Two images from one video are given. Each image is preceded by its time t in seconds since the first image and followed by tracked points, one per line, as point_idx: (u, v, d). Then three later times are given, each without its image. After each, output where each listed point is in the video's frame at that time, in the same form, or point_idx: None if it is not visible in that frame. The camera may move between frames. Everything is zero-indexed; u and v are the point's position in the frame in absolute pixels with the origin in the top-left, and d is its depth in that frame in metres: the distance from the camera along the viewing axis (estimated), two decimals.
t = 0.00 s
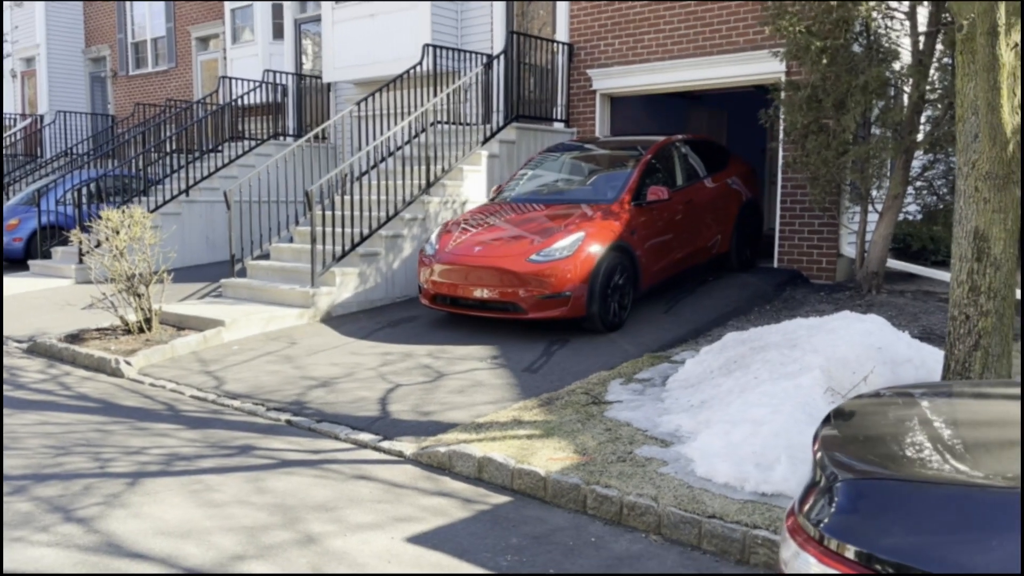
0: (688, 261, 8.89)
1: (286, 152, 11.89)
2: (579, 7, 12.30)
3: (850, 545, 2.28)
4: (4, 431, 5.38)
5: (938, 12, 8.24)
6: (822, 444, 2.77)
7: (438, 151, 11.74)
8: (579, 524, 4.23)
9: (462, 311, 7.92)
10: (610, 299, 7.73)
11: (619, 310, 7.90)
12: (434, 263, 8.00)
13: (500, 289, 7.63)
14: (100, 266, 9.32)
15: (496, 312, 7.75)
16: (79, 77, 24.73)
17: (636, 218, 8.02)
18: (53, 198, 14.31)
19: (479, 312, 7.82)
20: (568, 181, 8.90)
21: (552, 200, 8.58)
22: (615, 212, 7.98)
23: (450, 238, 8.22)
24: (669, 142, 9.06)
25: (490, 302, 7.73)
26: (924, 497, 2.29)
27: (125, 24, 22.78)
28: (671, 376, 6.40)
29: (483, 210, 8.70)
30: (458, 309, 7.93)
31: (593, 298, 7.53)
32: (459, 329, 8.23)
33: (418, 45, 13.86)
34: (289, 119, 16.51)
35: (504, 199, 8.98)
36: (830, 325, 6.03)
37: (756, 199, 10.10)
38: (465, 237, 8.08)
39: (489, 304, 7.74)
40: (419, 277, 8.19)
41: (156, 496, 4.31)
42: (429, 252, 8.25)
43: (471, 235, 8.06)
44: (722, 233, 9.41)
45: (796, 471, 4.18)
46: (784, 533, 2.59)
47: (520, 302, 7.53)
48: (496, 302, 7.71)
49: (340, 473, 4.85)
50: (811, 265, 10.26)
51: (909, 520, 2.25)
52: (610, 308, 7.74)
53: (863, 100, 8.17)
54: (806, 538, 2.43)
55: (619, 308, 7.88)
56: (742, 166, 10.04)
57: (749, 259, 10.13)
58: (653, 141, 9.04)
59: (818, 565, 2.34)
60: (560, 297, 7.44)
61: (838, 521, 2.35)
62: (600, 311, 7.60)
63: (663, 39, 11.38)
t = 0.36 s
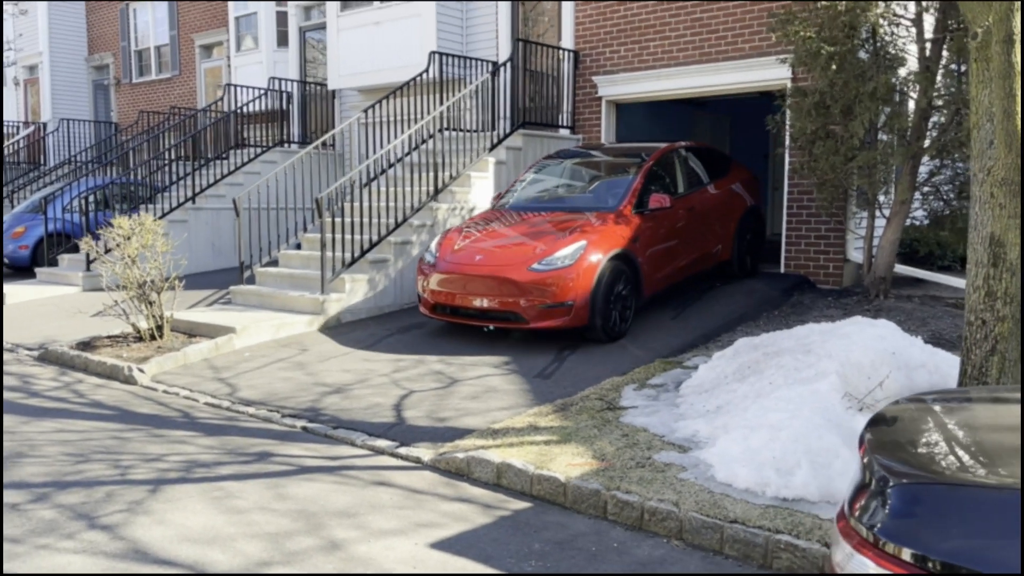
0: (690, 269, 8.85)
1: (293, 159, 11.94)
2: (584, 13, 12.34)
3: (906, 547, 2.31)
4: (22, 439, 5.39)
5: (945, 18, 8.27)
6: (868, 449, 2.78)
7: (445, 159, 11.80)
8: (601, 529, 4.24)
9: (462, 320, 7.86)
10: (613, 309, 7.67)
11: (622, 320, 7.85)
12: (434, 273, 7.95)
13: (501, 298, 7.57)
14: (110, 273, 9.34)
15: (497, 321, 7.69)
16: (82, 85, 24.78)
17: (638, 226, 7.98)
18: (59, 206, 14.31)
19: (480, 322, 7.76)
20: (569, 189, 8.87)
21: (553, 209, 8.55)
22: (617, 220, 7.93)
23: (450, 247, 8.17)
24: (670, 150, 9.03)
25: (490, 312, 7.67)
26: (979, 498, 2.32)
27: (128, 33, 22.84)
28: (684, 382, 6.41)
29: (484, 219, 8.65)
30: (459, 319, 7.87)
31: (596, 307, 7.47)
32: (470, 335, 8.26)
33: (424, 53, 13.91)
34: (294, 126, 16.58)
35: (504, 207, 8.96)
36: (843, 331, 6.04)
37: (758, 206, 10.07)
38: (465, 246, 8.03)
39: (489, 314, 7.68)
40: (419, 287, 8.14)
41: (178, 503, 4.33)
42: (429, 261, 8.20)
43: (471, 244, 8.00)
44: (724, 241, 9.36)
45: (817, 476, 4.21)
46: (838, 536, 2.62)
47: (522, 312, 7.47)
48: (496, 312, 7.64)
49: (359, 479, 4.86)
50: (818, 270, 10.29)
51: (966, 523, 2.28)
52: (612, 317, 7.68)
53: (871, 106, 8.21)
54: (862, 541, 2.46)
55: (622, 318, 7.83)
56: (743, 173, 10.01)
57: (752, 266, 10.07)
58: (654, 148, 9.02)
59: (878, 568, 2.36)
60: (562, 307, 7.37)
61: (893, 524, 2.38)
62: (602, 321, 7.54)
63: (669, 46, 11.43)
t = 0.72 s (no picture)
0: (697, 280, 8.68)
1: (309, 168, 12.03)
2: (596, 21, 12.37)
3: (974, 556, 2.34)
4: (50, 447, 5.44)
5: (963, 25, 8.24)
6: (922, 456, 2.72)
7: (460, 166, 11.85)
8: (629, 537, 4.24)
9: (464, 332, 7.67)
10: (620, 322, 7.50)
11: (629, 334, 7.68)
12: (436, 283, 7.77)
13: (504, 310, 7.38)
14: (130, 281, 9.41)
15: (500, 334, 7.50)
16: (95, 94, 24.98)
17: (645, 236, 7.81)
18: (76, 214, 14.40)
19: (483, 335, 7.57)
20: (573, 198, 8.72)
21: (557, 218, 8.39)
22: (624, 230, 7.77)
23: (452, 258, 7.99)
24: (677, 159, 8.87)
25: (493, 324, 7.48)
26: None
27: (141, 42, 23.01)
28: (705, 390, 6.40)
29: (486, 229, 8.48)
30: (461, 331, 7.69)
31: (603, 320, 7.29)
32: (488, 343, 8.27)
33: (437, 61, 13.97)
34: (308, 135, 16.66)
35: (507, 216, 8.81)
36: (866, 338, 6.03)
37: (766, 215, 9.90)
38: (468, 256, 7.86)
39: (493, 326, 7.49)
40: (421, 298, 7.96)
41: (208, 510, 4.35)
42: (431, 271, 8.02)
43: (474, 254, 7.82)
44: (732, 251, 9.18)
45: (847, 484, 4.22)
46: (897, 539, 2.65)
47: (526, 324, 7.28)
48: (499, 324, 7.46)
49: (385, 486, 4.87)
50: (834, 277, 10.27)
51: None
52: (619, 330, 7.51)
53: (889, 113, 8.18)
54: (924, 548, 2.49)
55: (629, 331, 7.67)
56: (751, 182, 9.85)
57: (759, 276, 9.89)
58: (661, 156, 8.88)
59: None
60: (568, 319, 7.19)
61: (959, 533, 2.39)
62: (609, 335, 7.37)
63: (682, 54, 11.45)
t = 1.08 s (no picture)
0: (701, 291, 8.43)
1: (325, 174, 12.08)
2: (611, 26, 12.36)
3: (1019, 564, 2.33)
4: (73, 451, 5.48)
5: (981, 29, 8.16)
6: (966, 463, 2.69)
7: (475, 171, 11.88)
8: (652, 543, 4.23)
9: (460, 344, 7.45)
10: (621, 335, 7.26)
11: (630, 346, 7.44)
12: (432, 293, 7.56)
13: (500, 322, 7.15)
14: (149, 286, 9.47)
15: (498, 346, 7.26)
16: (110, 100, 25.16)
17: (646, 245, 7.58)
18: (93, 219, 14.50)
19: (479, 347, 7.33)
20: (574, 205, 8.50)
21: (557, 226, 8.17)
22: (625, 239, 7.54)
23: (448, 268, 7.76)
24: (680, 165, 8.65)
25: (489, 336, 7.25)
26: None
27: (156, 49, 23.15)
28: (724, 395, 6.38)
29: (483, 238, 8.25)
30: (457, 343, 7.46)
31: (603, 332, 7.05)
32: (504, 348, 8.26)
33: (451, 66, 13.99)
34: (322, 140, 16.72)
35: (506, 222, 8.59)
36: (887, 344, 5.99)
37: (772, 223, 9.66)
38: (465, 265, 7.65)
39: (489, 338, 7.26)
40: (416, 308, 7.75)
41: (233, 515, 4.37)
42: (427, 282, 7.79)
43: (471, 264, 7.60)
44: (737, 259, 8.93)
45: (872, 491, 4.21)
46: (943, 545, 2.66)
47: (524, 336, 7.04)
48: (496, 336, 7.22)
49: (406, 492, 4.87)
50: (850, 282, 10.24)
51: None
52: (620, 343, 7.27)
53: (908, 117, 8.13)
54: (970, 557, 2.49)
55: (631, 344, 7.44)
56: (756, 189, 9.61)
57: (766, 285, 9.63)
58: (665, 162, 8.67)
59: None
60: (566, 331, 6.95)
61: (1004, 542, 2.38)
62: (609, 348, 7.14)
63: (697, 59, 11.44)
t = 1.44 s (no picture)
0: (698, 298, 8.15)
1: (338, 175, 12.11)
2: (623, 26, 12.32)
3: None
4: (88, 450, 5.50)
5: (997, 28, 7.98)
6: (987, 463, 2.66)
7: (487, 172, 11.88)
8: (666, 544, 4.21)
9: (447, 353, 7.15)
10: (613, 344, 6.98)
11: (623, 357, 7.15)
12: (418, 301, 7.27)
13: (488, 331, 6.85)
14: (163, 286, 9.51)
15: (485, 355, 6.97)
16: (124, 102, 25.30)
17: (640, 251, 7.32)
18: (107, 219, 14.59)
19: (466, 357, 7.04)
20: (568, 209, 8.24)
21: (550, 230, 7.90)
22: (619, 245, 7.27)
23: (435, 274, 7.48)
24: (677, 168, 8.40)
25: (476, 345, 6.96)
26: None
27: (169, 50, 23.26)
28: (738, 397, 6.34)
29: (471, 244, 7.97)
30: (443, 352, 7.16)
31: (595, 342, 6.77)
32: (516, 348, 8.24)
33: (463, 67, 13.99)
34: (333, 141, 16.75)
35: (498, 227, 8.33)
36: (903, 344, 5.95)
37: (772, 228, 9.40)
38: (453, 272, 7.37)
39: (476, 347, 6.97)
40: (403, 316, 7.47)
41: (246, 514, 4.38)
42: (413, 289, 7.51)
43: (458, 271, 7.32)
44: (735, 266, 8.66)
45: (889, 493, 4.17)
46: (967, 546, 2.64)
47: (512, 346, 6.75)
48: (483, 346, 6.93)
49: (419, 492, 4.86)
50: (864, 283, 10.18)
51: None
52: (612, 352, 6.98)
53: (923, 118, 8.04)
54: (995, 558, 2.47)
55: (624, 355, 7.15)
56: (755, 193, 9.35)
57: (765, 291, 9.35)
58: (661, 166, 8.42)
59: None
60: (556, 341, 6.66)
61: None
62: (602, 359, 6.85)
63: (709, 59, 11.40)
